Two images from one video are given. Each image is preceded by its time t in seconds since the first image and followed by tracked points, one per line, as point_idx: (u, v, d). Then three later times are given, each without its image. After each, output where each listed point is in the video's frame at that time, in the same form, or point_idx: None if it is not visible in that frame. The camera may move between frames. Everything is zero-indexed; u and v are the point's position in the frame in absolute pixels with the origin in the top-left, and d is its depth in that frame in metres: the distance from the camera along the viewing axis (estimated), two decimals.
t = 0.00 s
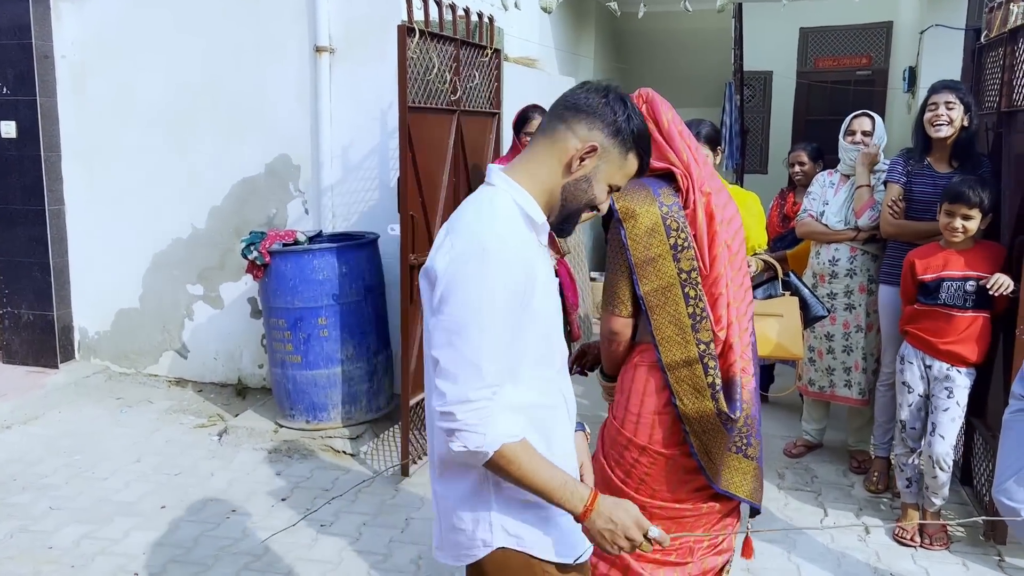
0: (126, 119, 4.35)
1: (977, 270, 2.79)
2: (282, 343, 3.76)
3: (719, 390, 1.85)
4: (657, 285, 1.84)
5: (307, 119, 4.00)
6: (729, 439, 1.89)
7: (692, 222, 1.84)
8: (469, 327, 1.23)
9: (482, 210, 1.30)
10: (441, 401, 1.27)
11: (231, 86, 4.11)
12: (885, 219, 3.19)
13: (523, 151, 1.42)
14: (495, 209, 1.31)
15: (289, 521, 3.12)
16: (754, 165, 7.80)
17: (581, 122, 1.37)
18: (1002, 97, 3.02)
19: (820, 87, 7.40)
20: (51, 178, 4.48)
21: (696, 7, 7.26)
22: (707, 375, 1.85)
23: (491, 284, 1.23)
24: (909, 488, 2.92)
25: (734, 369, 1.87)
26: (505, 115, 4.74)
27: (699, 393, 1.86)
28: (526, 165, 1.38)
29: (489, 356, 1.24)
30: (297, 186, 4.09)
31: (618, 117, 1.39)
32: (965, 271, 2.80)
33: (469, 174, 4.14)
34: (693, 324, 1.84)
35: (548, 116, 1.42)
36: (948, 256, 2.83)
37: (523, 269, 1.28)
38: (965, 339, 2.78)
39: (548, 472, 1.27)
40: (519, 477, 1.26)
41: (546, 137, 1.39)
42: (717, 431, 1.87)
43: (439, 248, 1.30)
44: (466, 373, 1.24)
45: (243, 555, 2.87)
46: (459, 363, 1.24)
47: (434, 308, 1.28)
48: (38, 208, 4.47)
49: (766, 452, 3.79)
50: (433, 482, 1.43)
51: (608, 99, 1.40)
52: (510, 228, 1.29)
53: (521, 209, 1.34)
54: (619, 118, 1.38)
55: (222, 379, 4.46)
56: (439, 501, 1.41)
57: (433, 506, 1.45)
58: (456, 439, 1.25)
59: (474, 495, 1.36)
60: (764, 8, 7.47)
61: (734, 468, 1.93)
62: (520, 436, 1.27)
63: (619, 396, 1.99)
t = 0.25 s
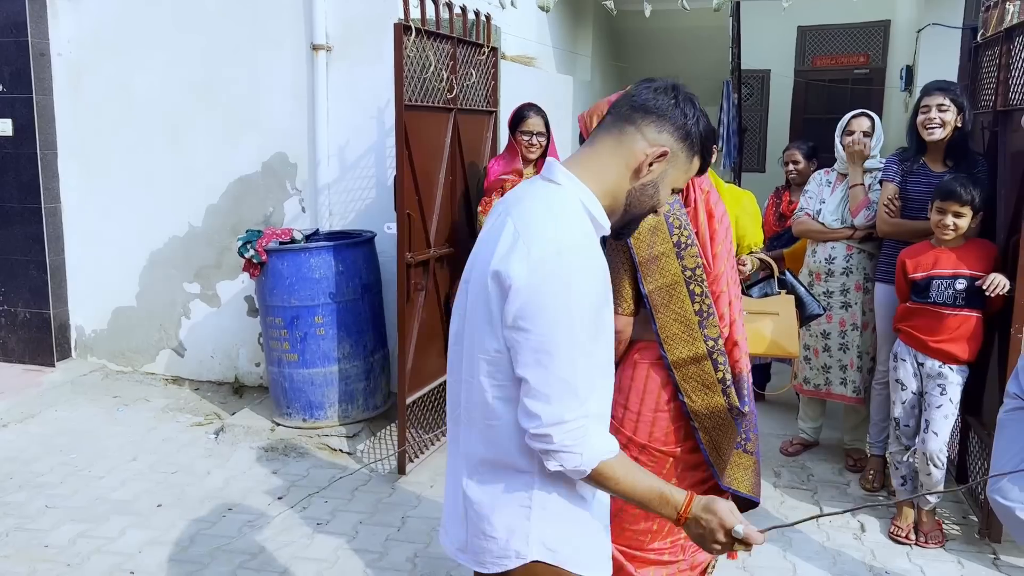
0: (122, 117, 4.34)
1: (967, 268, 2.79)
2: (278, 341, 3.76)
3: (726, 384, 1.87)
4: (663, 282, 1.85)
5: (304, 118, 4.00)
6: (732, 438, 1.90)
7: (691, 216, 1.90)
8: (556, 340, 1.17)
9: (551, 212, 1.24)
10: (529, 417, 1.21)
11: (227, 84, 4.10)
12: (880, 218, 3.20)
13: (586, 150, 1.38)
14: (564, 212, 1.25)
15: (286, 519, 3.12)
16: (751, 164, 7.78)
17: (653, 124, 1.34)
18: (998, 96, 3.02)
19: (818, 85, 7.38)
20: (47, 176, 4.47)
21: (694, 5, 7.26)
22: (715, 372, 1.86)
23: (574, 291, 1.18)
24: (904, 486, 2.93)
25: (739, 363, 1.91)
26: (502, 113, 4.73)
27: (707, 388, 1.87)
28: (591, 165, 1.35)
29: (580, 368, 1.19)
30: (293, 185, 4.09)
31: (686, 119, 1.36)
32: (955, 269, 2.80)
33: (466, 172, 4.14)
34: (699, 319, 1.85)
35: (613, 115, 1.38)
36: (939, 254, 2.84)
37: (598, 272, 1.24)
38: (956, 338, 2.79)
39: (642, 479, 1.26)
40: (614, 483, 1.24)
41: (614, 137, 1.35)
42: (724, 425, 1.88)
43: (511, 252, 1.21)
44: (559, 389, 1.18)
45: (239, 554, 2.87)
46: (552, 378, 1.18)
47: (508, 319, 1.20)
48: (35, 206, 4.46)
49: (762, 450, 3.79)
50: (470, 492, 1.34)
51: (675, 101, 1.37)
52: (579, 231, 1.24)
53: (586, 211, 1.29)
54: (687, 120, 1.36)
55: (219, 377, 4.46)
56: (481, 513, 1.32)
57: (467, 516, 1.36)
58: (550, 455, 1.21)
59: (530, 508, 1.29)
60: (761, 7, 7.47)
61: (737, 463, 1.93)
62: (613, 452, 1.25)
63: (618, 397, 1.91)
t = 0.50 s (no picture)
0: (121, 114, 4.34)
1: (964, 266, 2.79)
2: (278, 338, 3.76)
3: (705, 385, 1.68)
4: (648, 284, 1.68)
5: (303, 115, 3.99)
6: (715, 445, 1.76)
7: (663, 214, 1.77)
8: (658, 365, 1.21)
9: (632, 227, 1.23)
10: (628, 432, 1.27)
11: (227, 80, 4.09)
12: (880, 214, 3.17)
13: (647, 148, 1.37)
14: (650, 230, 1.25)
15: (285, 516, 3.12)
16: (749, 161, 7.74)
17: (717, 127, 1.34)
18: (997, 93, 3.02)
19: (818, 83, 7.30)
20: (45, 173, 4.46)
21: (693, 3, 7.24)
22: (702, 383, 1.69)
23: (670, 316, 1.21)
24: (902, 482, 2.95)
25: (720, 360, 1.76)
26: (501, 110, 4.73)
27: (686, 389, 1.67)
28: (655, 166, 1.35)
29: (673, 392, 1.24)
30: (292, 182, 4.08)
31: (748, 121, 1.37)
32: (953, 266, 2.80)
33: (465, 170, 4.14)
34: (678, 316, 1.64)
35: (675, 112, 1.36)
36: (937, 251, 2.84)
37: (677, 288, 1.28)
38: (953, 335, 2.78)
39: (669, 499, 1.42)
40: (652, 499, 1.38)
41: (676, 138, 1.35)
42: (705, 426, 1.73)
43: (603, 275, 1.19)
44: (658, 411, 1.24)
45: (239, 551, 2.87)
46: (651, 400, 1.23)
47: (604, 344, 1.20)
48: (33, 203, 4.45)
49: (761, 448, 3.80)
50: (513, 505, 1.34)
51: (738, 101, 1.37)
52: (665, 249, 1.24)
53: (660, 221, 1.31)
54: (750, 122, 1.36)
55: (218, 375, 4.45)
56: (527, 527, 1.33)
57: (507, 527, 1.36)
58: (640, 466, 1.29)
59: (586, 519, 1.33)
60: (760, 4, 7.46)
61: (727, 461, 1.78)
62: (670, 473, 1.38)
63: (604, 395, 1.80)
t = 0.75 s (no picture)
0: (121, 111, 4.33)
1: (966, 263, 2.80)
2: (278, 336, 3.75)
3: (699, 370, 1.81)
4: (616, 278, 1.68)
5: (303, 112, 3.99)
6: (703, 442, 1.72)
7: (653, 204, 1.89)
8: (711, 358, 1.20)
9: (672, 224, 1.23)
10: (678, 430, 1.25)
11: (227, 78, 4.09)
12: (880, 211, 3.18)
13: (659, 138, 1.38)
14: (687, 224, 1.25)
15: (285, 514, 3.12)
16: (749, 159, 7.72)
17: (727, 113, 1.36)
18: (998, 90, 3.02)
19: (817, 81, 7.29)
20: (45, 170, 4.46)
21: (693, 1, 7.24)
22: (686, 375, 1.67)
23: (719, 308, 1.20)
24: (903, 480, 2.95)
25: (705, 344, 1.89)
26: (501, 108, 4.72)
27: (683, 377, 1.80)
28: (672, 154, 1.35)
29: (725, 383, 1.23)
30: (293, 179, 4.08)
31: (752, 103, 1.40)
32: (955, 264, 2.81)
33: (466, 167, 4.14)
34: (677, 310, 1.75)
35: (684, 101, 1.37)
36: (939, 249, 2.84)
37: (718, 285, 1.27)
38: (954, 333, 2.79)
39: (749, 505, 1.37)
40: (727, 504, 1.34)
41: (690, 126, 1.36)
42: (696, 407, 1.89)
43: (649, 273, 1.19)
44: (711, 406, 1.22)
45: (239, 548, 2.87)
46: (706, 394, 1.22)
47: (655, 343, 1.20)
48: (33, 200, 4.45)
49: (761, 445, 3.80)
50: (559, 515, 1.33)
51: (741, 84, 1.39)
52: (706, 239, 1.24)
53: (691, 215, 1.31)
54: (754, 103, 1.39)
55: (218, 372, 4.45)
56: (575, 536, 1.32)
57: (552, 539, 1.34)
58: (696, 466, 1.25)
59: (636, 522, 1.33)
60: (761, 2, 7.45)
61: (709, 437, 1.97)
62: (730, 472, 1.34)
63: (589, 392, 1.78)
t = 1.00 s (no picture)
0: (120, 109, 4.33)
1: (969, 261, 2.80)
2: (278, 333, 3.75)
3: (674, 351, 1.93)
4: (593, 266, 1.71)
5: (302, 109, 3.98)
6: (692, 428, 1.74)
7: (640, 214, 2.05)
8: (738, 348, 1.24)
9: (693, 218, 1.26)
10: (701, 416, 1.28)
11: (226, 75, 4.08)
12: (880, 208, 3.18)
13: (668, 131, 1.38)
14: (708, 217, 1.28)
15: (285, 512, 3.12)
16: (749, 157, 7.71)
17: (730, 101, 1.38)
18: (999, 88, 3.01)
19: (817, 78, 7.28)
20: (45, 168, 4.46)
21: None
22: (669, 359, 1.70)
23: (744, 297, 1.25)
24: (904, 478, 2.95)
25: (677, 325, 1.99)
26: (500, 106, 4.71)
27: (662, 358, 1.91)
28: (687, 149, 1.37)
29: (750, 369, 1.27)
30: (292, 177, 4.08)
31: (745, 86, 1.42)
32: (958, 262, 2.81)
33: (465, 165, 4.13)
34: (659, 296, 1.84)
35: (688, 92, 1.37)
36: (943, 247, 2.84)
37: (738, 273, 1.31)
38: (956, 330, 2.79)
39: (761, 494, 1.38)
40: (740, 490, 1.35)
41: (697, 118, 1.37)
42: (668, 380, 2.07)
43: (678, 271, 1.22)
44: (739, 392, 1.26)
45: (240, 546, 2.87)
46: (735, 381, 1.26)
47: (687, 338, 1.24)
48: (33, 198, 4.45)
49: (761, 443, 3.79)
50: (599, 513, 1.37)
51: (735, 69, 1.41)
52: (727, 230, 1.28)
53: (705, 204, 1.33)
54: (748, 87, 1.42)
55: (218, 370, 4.45)
56: (616, 531, 1.37)
57: (593, 536, 1.38)
58: (716, 454, 1.29)
59: (671, 511, 1.38)
60: None
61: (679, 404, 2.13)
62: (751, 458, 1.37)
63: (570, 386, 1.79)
